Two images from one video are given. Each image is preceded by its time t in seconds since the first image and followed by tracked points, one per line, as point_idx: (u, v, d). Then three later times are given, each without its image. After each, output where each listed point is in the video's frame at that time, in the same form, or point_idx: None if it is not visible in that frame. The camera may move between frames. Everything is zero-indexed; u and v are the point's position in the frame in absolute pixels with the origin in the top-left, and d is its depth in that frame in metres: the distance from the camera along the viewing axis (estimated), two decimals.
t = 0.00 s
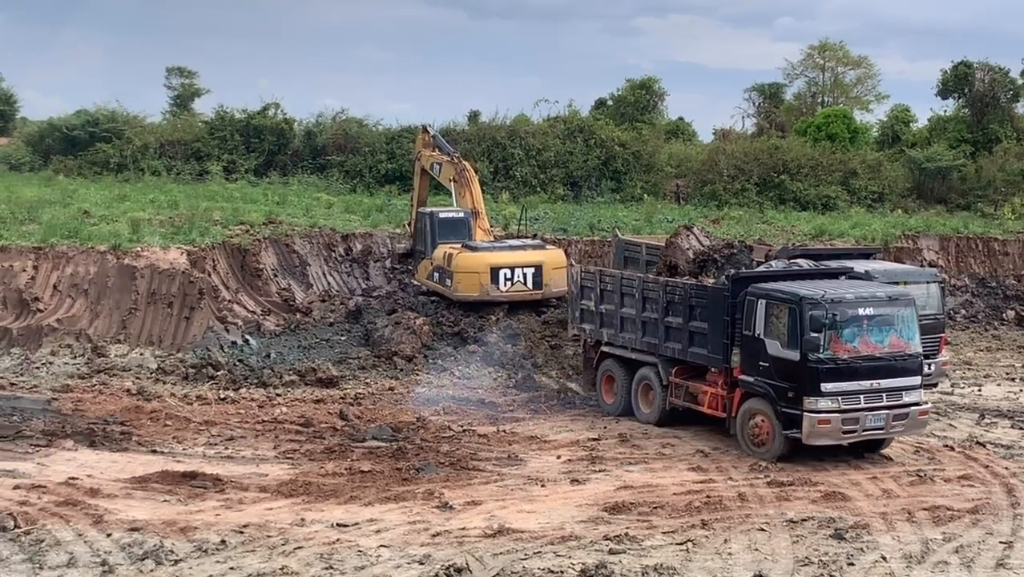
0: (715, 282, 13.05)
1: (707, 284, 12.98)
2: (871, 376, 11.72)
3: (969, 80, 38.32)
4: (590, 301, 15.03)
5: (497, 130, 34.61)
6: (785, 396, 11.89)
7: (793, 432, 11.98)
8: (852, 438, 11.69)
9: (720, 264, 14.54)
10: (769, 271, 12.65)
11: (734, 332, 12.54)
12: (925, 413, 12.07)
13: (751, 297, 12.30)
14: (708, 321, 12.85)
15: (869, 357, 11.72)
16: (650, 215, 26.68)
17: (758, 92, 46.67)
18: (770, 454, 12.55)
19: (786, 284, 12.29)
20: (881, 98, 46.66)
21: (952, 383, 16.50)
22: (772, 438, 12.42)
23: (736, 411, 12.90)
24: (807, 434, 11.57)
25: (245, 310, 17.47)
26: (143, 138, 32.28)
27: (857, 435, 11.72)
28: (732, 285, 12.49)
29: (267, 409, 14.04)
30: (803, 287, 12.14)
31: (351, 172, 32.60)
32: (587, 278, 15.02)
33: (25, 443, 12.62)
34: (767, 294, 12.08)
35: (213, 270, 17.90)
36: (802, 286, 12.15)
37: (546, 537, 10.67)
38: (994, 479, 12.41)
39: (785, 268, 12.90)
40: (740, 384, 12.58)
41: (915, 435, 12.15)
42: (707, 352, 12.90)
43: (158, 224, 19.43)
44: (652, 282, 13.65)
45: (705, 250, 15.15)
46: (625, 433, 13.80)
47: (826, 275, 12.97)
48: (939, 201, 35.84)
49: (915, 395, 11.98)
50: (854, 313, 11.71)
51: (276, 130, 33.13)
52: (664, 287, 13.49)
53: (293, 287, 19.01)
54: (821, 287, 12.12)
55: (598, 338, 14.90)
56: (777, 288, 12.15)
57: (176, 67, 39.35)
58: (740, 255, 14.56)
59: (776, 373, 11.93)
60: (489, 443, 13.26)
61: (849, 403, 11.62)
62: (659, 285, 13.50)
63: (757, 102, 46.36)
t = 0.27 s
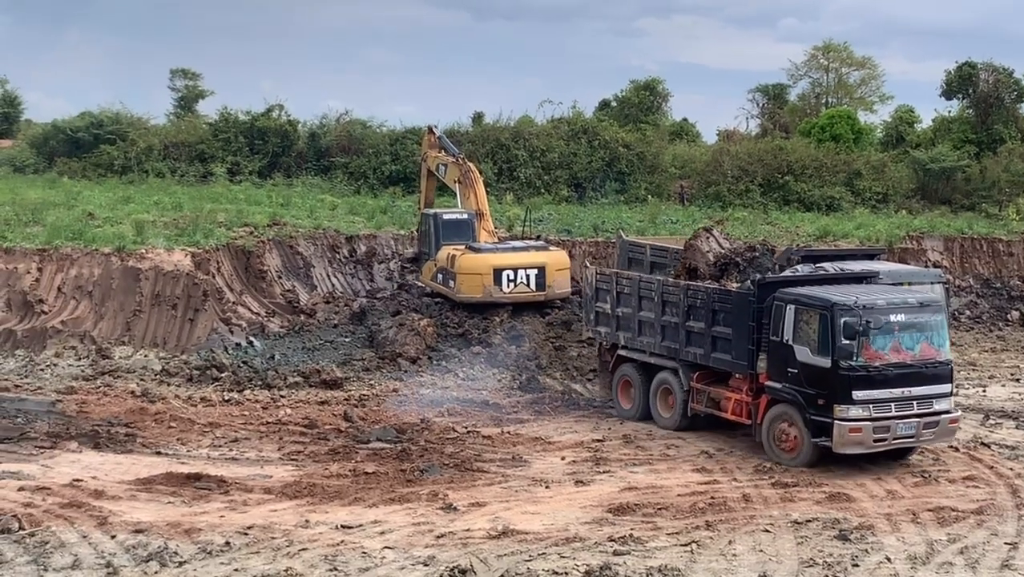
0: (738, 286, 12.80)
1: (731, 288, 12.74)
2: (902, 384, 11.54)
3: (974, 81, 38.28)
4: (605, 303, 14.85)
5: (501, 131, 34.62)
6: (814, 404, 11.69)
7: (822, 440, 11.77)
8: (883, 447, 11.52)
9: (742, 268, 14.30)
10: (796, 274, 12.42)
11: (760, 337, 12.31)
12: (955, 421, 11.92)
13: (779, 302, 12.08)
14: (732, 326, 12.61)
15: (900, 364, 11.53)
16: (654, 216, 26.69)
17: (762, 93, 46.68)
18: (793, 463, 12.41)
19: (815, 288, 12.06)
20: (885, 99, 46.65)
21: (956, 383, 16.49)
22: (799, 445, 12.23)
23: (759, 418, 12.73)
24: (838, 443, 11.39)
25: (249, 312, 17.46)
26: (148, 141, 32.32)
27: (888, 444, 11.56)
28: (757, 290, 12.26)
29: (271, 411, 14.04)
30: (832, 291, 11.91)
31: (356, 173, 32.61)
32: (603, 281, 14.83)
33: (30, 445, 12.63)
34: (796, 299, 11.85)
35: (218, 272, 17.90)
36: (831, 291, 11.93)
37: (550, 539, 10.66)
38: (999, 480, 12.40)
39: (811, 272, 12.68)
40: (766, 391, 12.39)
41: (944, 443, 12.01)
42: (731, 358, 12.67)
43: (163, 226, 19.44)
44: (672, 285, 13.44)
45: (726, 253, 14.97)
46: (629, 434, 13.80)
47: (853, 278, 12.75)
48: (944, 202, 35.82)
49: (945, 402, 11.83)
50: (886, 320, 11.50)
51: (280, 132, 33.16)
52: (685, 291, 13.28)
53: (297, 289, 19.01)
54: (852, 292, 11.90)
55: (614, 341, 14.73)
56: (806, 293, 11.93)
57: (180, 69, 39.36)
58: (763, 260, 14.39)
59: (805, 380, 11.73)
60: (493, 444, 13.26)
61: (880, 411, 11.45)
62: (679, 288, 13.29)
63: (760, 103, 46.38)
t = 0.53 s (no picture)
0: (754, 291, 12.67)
1: (745, 293, 12.65)
2: (923, 390, 11.38)
3: (973, 83, 38.30)
4: (614, 306, 14.79)
5: (500, 134, 34.61)
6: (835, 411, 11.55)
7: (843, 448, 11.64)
8: (904, 454, 11.36)
9: (755, 273, 14.06)
10: (814, 279, 12.27)
11: (777, 342, 12.22)
12: (975, 427, 11.79)
13: (799, 307, 11.93)
14: (747, 331, 12.52)
15: (922, 370, 11.38)
16: (653, 219, 26.70)
17: (761, 96, 46.72)
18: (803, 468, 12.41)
19: (835, 293, 11.91)
20: (884, 102, 46.69)
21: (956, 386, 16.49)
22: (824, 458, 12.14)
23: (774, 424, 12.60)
24: (861, 451, 11.22)
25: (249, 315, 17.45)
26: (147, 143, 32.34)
27: (910, 451, 11.40)
28: (774, 295, 12.11)
29: (270, 414, 14.04)
30: (853, 296, 11.75)
31: (355, 176, 32.61)
32: (611, 284, 14.75)
33: (29, 448, 12.63)
34: (816, 304, 11.69)
35: (217, 275, 17.89)
36: (851, 295, 11.76)
37: (549, 541, 10.65)
38: (998, 482, 12.40)
39: (829, 276, 12.52)
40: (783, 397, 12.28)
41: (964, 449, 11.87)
42: (747, 363, 12.58)
43: (162, 228, 19.44)
44: (686, 290, 13.35)
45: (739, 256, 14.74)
46: (629, 437, 13.80)
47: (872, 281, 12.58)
48: (943, 204, 35.85)
49: (966, 408, 11.69)
50: (908, 325, 11.33)
51: (280, 135, 33.17)
52: (698, 295, 13.20)
53: (297, 292, 19.01)
54: (872, 297, 11.74)
55: (624, 345, 14.65)
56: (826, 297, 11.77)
57: (180, 72, 39.39)
58: (777, 263, 14.08)
59: (826, 386, 11.59)
60: (492, 447, 13.25)
61: (902, 418, 11.29)
62: (692, 293, 13.20)
63: (760, 106, 46.42)
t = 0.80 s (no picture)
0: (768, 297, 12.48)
1: (760, 299, 12.44)
2: (944, 397, 11.22)
3: (969, 88, 38.37)
4: (622, 314, 14.58)
5: (497, 139, 34.60)
6: (855, 419, 11.34)
7: (863, 456, 11.46)
8: (926, 462, 11.19)
9: (767, 276, 13.40)
10: (829, 285, 12.12)
11: (793, 349, 12.02)
12: (995, 434, 11.65)
13: (816, 313, 11.76)
14: (762, 338, 12.31)
15: (942, 376, 11.23)
16: (649, 224, 26.72)
17: (757, 100, 46.79)
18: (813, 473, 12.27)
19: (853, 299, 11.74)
20: (880, 107, 46.76)
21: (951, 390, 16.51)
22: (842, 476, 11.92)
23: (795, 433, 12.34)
24: (882, 460, 11.04)
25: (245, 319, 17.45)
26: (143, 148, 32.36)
27: (932, 459, 11.23)
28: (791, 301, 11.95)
29: (266, 418, 14.03)
30: (871, 302, 11.60)
31: (352, 181, 32.60)
32: (619, 290, 14.54)
33: (24, 453, 12.61)
34: (834, 310, 11.53)
35: (213, 279, 17.88)
36: (868, 302, 11.62)
37: (546, 546, 10.65)
38: (994, 487, 12.40)
39: (844, 282, 12.34)
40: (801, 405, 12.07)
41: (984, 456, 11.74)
42: (762, 370, 12.35)
43: (158, 233, 19.44)
44: (697, 296, 13.14)
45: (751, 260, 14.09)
46: (625, 441, 13.80)
47: (884, 289, 12.46)
48: (939, 209, 35.91)
49: (986, 415, 11.54)
50: (927, 331, 11.19)
51: (276, 139, 33.17)
52: (711, 302, 12.98)
53: (293, 296, 19.01)
54: (891, 303, 11.58)
55: (634, 353, 14.42)
56: (843, 304, 11.62)
57: (176, 76, 39.40)
58: (790, 268, 13.44)
59: (845, 394, 11.39)
60: (489, 452, 13.24)
61: (924, 425, 11.12)
62: (705, 299, 12.99)
63: (756, 110, 46.50)
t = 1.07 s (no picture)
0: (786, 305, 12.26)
1: (779, 307, 12.21)
2: (970, 406, 11.11)
3: (964, 92, 38.75)
4: (630, 320, 14.28)
5: (493, 143, 34.47)
6: (881, 428, 11.22)
7: (888, 465, 11.35)
8: (952, 472, 11.08)
9: (783, 284, 12.86)
10: (850, 292, 12.00)
11: (814, 358, 11.82)
12: (1019, 442, 11.57)
13: (838, 322, 11.62)
14: (781, 346, 12.08)
15: (968, 385, 11.11)
16: (645, 228, 26.72)
17: (753, 104, 46.81)
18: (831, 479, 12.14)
19: (875, 307, 11.62)
20: (876, 111, 46.83)
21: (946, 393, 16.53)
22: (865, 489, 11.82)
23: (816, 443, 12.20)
24: (909, 470, 10.91)
25: (241, 323, 17.44)
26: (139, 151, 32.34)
27: (958, 469, 11.11)
28: (812, 309, 11.74)
29: (262, 422, 14.02)
30: (894, 310, 11.48)
31: (348, 184, 32.58)
32: (627, 297, 14.25)
33: (20, 457, 12.59)
34: (858, 319, 11.39)
35: (209, 283, 17.86)
36: (891, 309, 11.50)
37: (542, 550, 10.64)
38: (990, 491, 12.41)
39: (865, 289, 12.19)
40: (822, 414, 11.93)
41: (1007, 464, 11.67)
42: (782, 379, 12.16)
43: (154, 237, 19.42)
44: (712, 303, 12.89)
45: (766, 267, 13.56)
46: (621, 445, 13.80)
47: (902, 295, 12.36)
48: (934, 213, 35.97)
49: (1010, 423, 11.45)
50: (953, 339, 11.06)
51: (272, 143, 33.14)
52: (726, 309, 12.76)
53: (289, 300, 19.00)
54: (915, 311, 11.46)
55: (642, 361, 14.15)
56: (866, 312, 11.49)
57: (172, 80, 39.37)
58: (807, 274, 12.89)
59: (870, 404, 11.27)
60: (485, 455, 13.24)
61: (950, 435, 10.99)
62: (720, 306, 12.75)
63: (752, 114, 46.53)
